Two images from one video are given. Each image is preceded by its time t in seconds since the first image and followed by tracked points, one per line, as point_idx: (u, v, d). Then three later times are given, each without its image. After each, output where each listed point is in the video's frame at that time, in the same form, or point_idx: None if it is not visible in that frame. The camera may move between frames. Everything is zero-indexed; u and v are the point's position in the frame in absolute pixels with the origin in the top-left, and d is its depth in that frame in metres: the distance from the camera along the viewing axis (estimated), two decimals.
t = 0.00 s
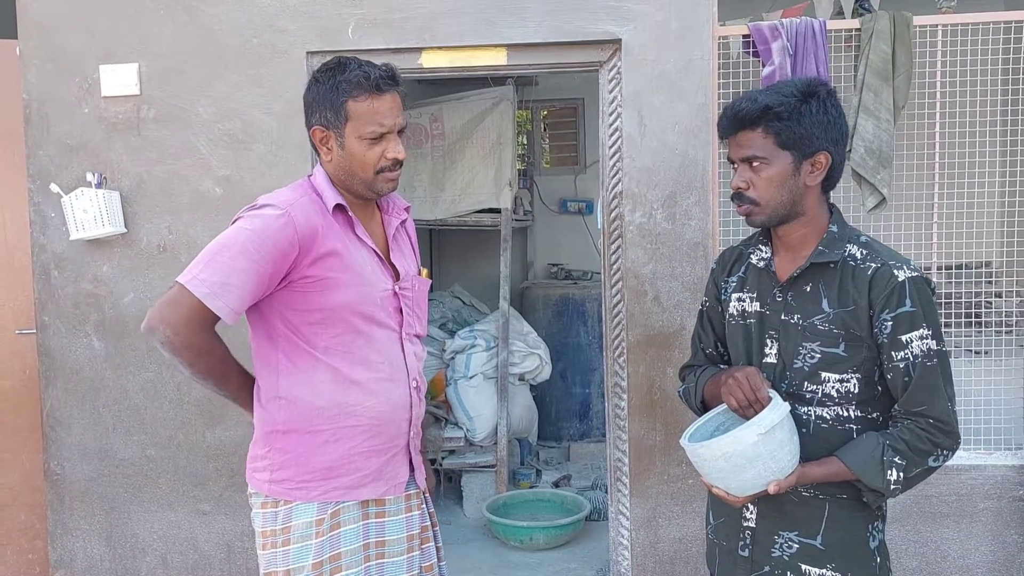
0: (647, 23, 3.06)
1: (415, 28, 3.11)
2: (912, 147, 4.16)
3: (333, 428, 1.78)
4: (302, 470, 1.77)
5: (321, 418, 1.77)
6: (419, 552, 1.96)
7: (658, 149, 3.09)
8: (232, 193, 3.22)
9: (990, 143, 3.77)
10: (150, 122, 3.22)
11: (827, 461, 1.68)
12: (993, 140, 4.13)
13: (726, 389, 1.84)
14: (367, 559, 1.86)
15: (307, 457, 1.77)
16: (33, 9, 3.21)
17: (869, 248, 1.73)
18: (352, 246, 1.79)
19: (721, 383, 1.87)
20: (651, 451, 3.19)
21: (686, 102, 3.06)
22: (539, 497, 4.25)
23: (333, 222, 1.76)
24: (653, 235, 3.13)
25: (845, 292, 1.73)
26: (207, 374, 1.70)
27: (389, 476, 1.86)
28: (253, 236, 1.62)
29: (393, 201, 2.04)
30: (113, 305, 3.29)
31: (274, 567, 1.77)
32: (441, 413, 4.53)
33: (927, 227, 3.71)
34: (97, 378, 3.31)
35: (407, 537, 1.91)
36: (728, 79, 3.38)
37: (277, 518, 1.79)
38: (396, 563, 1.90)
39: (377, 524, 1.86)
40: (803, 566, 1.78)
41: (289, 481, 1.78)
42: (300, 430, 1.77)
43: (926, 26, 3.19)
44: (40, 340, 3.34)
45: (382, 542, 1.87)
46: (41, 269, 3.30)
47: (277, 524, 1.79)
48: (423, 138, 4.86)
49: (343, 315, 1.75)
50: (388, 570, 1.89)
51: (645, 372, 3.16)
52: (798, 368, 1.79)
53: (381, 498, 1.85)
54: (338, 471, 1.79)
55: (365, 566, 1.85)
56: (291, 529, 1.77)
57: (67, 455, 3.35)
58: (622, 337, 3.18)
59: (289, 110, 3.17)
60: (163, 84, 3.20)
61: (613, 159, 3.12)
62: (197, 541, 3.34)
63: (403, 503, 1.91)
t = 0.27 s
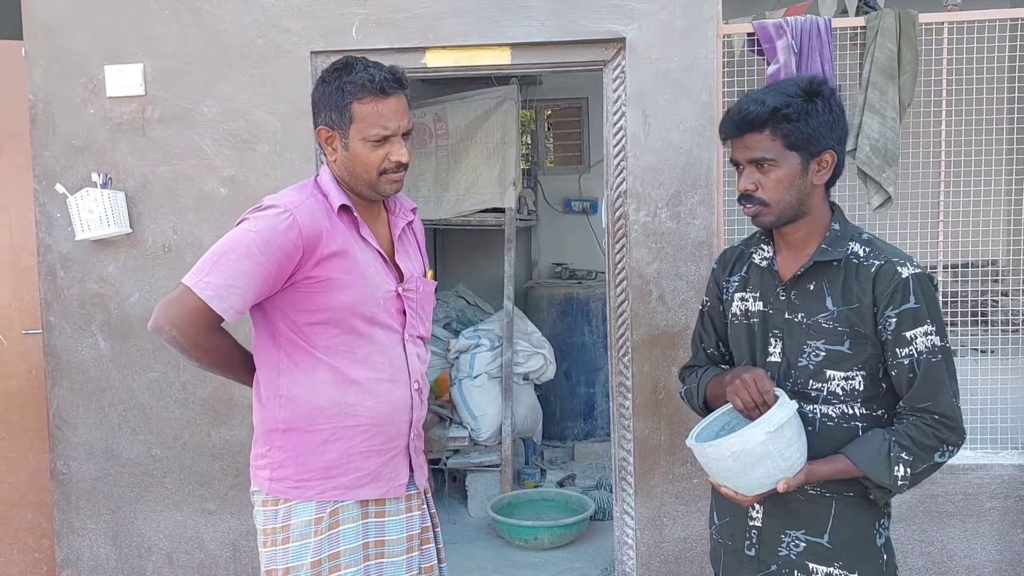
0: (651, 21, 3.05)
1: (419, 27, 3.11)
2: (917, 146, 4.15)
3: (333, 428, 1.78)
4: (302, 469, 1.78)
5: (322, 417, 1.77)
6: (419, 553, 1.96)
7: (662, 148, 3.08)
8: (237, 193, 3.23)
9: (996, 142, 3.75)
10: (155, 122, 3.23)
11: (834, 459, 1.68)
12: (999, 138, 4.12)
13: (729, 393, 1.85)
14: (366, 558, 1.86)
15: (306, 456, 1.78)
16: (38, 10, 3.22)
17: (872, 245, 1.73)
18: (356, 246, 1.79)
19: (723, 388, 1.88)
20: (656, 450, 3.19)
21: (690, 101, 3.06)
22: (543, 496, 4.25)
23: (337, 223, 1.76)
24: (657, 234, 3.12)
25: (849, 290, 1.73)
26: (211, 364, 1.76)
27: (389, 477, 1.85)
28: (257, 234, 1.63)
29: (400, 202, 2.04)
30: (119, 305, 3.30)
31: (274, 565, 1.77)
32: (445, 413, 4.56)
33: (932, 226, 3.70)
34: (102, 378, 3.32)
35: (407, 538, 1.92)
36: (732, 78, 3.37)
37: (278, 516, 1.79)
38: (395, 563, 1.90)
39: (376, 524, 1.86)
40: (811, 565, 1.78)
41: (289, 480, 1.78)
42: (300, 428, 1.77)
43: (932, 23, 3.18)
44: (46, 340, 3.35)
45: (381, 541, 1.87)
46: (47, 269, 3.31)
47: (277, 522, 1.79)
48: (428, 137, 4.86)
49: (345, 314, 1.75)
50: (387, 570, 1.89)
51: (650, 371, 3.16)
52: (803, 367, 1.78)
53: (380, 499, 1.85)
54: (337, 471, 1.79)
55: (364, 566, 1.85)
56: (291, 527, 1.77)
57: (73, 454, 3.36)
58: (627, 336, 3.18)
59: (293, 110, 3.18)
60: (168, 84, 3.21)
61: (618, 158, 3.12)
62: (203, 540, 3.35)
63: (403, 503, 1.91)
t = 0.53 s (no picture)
0: (654, 21, 3.05)
1: (421, 27, 3.11)
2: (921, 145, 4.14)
3: (337, 429, 1.78)
4: (305, 471, 1.78)
5: (325, 419, 1.77)
6: (420, 553, 1.96)
7: (665, 148, 3.08)
8: (239, 193, 3.23)
9: (1000, 141, 3.75)
10: (158, 122, 3.23)
11: (838, 457, 1.67)
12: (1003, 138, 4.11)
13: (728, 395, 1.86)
14: (367, 558, 1.86)
15: (310, 458, 1.78)
16: (41, 10, 3.23)
17: (870, 244, 1.73)
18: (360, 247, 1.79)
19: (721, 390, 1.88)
20: (659, 450, 3.18)
21: (693, 101, 3.05)
22: (546, 496, 4.25)
23: (342, 224, 1.76)
24: (660, 234, 3.12)
25: (850, 288, 1.72)
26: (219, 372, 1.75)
27: (392, 478, 1.85)
28: (262, 236, 1.63)
29: (405, 202, 2.04)
30: (121, 305, 3.30)
31: (275, 565, 1.76)
32: (448, 413, 4.57)
33: (935, 226, 3.70)
34: (105, 377, 3.33)
35: (408, 538, 1.92)
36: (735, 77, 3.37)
37: (279, 516, 1.79)
38: (396, 563, 1.90)
39: (378, 524, 1.87)
40: (816, 563, 1.78)
41: (291, 482, 1.78)
42: (304, 430, 1.77)
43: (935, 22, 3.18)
44: (49, 340, 3.35)
45: (382, 542, 1.87)
46: (50, 269, 3.32)
47: (278, 522, 1.79)
48: (430, 137, 4.86)
49: (349, 316, 1.75)
50: (388, 570, 1.89)
51: (653, 371, 3.16)
52: (805, 366, 1.78)
53: (383, 500, 1.85)
54: (341, 473, 1.79)
55: (365, 566, 1.85)
56: (292, 527, 1.77)
57: (76, 454, 3.36)
58: (629, 336, 3.18)
59: (296, 110, 3.18)
60: (170, 84, 3.21)
61: (620, 158, 3.12)
62: (205, 540, 3.35)
63: (405, 504, 1.91)
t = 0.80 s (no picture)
0: (655, 21, 3.05)
1: (423, 27, 3.11)
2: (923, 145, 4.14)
3: (341, 428, 1.78)
4: (309, 470, 1.77)
5: (329, 417, 1.77)
6: (426, 554, 1.95)
7: (667, 148, 3.08)
8: (240, 192, 3.23)
9: (1001, 142, 3.75)
10: (159, 122, 3.23)
11: (843, 455, 1.66)
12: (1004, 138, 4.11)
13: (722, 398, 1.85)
14: (374, 559, 1.85)
15: (314, 457, 1.77)
16: (41, 9, 3.22)
17: (865, 242, 1.73)
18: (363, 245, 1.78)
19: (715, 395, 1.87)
20: (661, 450, 3.18)
21: (694, 101, 3.05)
22: (547, 496, 4.24)
23: (343, 221, 1.76)
24: (661, 234, 3.12)
25: (849, 286, 1.72)
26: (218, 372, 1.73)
27: (397, 477, 1.85)
28: (264, 234, 1.62)
29: (405, 200, 2.03)
30: (122, 305, 3.30)
31: (281, 566, 1.76)
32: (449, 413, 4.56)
33: (937, 226, 3.70)
34: (106, 377, 3.32)
35: (414, 538, 1.91)
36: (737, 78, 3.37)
37: (284, 517, 1.78)
38: (403, 563, 1.89)
39: (384, 525, 1.86)
40: (821, 561, 1.77)
41: (296, 482, 1.78)
42: (307, 429, 1.77)
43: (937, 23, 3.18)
44: (50, 340, 3.34)
45: (387, 543, 1.87)
46: (50, 269, 3.31)
47: (283, 523, 1.78)
48: (431, 137, 4.86)
49: (352, 313, 1.74)
50: (395, 571, 1.88)
51: (654, 371, 3.15)
52: (806, 364, 1.77)
53: (389, 499, 1.85)
54: (345, 471, 1.79)
55: (372, 567, 1.85)
56: (297, 528, 1.77)
57: (76, 455, 3.36)
58: (631, 336, 3.17)
59: (297, 110, 3.17)
60: (171, 84, 3.21)
61: (622, 158, 3.11)
62: (206, 540, 3.34)
63: (411, 503, 1.91)
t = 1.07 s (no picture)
0: (656, 21, 3.04)
1: (423, 26, 3.11)
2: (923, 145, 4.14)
3: (340, 427, 1.78)
4: (308, 469, 1.77)
5: (327, 416, 1.77)
6: (429, 552, 1.95)
7: (667, 148, 3.08)
8: (240, 192, 3.22)
9: (1002, 142, 3.74)
10: (159, 121, 3.23)
11: (842, 452, 1.66)
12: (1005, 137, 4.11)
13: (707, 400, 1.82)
14: (375, 558, 1.85)
15: (313, 456, 1.77)
16: (41, 9, 3.22)
17: (862, 241, 1.73)
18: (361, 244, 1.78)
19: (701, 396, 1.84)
20: (661, 449, 3.18)
21: (694, 100, 3.05)
22: (548, 495, 4.24)
23: (341, 221, 1.75)
24: (661, 233, 3.12)
25: (848, 283, 1.72)
26: (222, 367, 1.77)
27: (396, 476, 1.84)
28: (260, 234, 1.62)
29: (405, 200, 2.02)
30: (122, 305, 3.30)
31: (282, 564, 1.77)
32: (449, 412, 4.56)
33: (937, 226, 3.69)
34: (106, 377, 3.32)
35: (417, 537, 1.91)
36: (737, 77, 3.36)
37: (285, 516, 1.79)
38: (405, 562, 1.89)
39: (385, 523, 1.86)
40: (825, 558, 1.77)
41: (295, 480, 1.78)
42: (306, 428, 1.77)
43: (937, 22, 3.17)
44: (50, 340, 3.34)
45: (390, 541, 1.87)
46: (51, 268, 3.31)
47: (284, 521, 1.79)
48: (432, 137, 4.86)
49: (350, 312, 1.74)
50: (397, 569, 1.88)
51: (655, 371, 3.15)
52: (806, 361, 1.76)
53: (389, 497, 1.85)
54: (344, 470, 1.78)
55: (373, 565, 1.84)
56: (298, 526, 1.77)
57: (76, 454, 3.36)
58: (631, 336, 3.17)
59: (297, 110, 3.17)
60: (171, 83, 3.21)
61: (622, 157, 3.12)
62: (206, 540, 3.34)
63: (412, 502, 1.90)
